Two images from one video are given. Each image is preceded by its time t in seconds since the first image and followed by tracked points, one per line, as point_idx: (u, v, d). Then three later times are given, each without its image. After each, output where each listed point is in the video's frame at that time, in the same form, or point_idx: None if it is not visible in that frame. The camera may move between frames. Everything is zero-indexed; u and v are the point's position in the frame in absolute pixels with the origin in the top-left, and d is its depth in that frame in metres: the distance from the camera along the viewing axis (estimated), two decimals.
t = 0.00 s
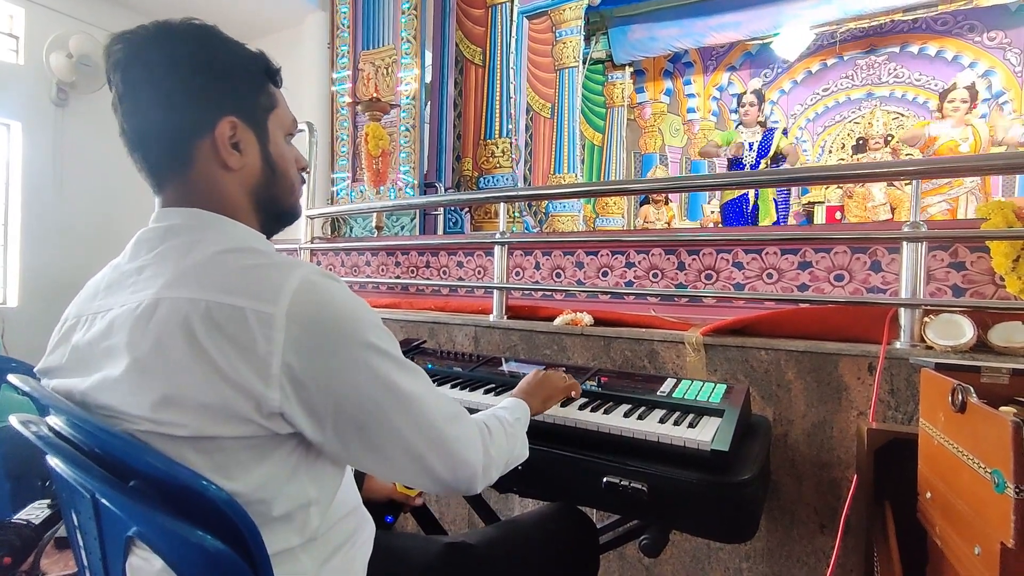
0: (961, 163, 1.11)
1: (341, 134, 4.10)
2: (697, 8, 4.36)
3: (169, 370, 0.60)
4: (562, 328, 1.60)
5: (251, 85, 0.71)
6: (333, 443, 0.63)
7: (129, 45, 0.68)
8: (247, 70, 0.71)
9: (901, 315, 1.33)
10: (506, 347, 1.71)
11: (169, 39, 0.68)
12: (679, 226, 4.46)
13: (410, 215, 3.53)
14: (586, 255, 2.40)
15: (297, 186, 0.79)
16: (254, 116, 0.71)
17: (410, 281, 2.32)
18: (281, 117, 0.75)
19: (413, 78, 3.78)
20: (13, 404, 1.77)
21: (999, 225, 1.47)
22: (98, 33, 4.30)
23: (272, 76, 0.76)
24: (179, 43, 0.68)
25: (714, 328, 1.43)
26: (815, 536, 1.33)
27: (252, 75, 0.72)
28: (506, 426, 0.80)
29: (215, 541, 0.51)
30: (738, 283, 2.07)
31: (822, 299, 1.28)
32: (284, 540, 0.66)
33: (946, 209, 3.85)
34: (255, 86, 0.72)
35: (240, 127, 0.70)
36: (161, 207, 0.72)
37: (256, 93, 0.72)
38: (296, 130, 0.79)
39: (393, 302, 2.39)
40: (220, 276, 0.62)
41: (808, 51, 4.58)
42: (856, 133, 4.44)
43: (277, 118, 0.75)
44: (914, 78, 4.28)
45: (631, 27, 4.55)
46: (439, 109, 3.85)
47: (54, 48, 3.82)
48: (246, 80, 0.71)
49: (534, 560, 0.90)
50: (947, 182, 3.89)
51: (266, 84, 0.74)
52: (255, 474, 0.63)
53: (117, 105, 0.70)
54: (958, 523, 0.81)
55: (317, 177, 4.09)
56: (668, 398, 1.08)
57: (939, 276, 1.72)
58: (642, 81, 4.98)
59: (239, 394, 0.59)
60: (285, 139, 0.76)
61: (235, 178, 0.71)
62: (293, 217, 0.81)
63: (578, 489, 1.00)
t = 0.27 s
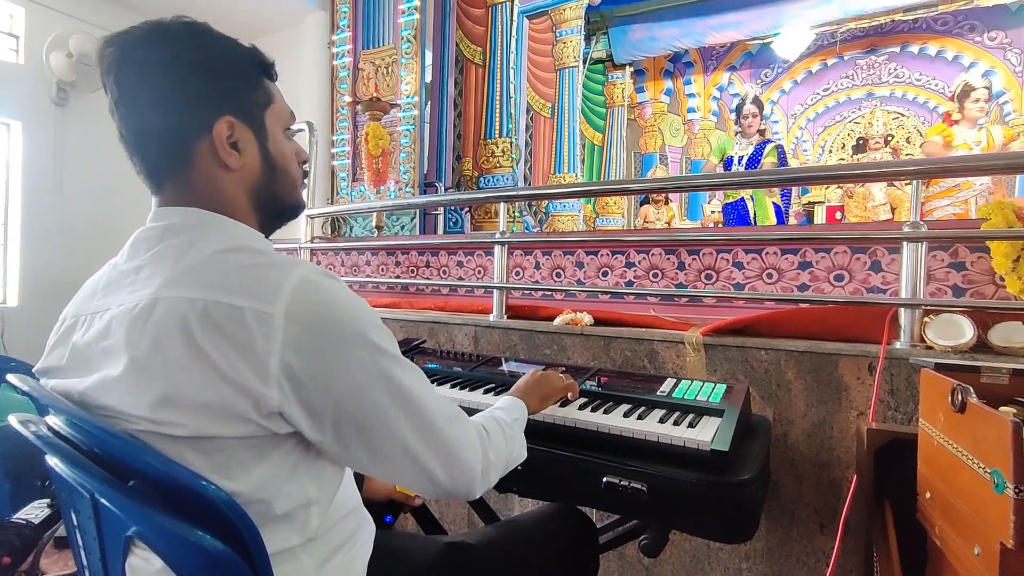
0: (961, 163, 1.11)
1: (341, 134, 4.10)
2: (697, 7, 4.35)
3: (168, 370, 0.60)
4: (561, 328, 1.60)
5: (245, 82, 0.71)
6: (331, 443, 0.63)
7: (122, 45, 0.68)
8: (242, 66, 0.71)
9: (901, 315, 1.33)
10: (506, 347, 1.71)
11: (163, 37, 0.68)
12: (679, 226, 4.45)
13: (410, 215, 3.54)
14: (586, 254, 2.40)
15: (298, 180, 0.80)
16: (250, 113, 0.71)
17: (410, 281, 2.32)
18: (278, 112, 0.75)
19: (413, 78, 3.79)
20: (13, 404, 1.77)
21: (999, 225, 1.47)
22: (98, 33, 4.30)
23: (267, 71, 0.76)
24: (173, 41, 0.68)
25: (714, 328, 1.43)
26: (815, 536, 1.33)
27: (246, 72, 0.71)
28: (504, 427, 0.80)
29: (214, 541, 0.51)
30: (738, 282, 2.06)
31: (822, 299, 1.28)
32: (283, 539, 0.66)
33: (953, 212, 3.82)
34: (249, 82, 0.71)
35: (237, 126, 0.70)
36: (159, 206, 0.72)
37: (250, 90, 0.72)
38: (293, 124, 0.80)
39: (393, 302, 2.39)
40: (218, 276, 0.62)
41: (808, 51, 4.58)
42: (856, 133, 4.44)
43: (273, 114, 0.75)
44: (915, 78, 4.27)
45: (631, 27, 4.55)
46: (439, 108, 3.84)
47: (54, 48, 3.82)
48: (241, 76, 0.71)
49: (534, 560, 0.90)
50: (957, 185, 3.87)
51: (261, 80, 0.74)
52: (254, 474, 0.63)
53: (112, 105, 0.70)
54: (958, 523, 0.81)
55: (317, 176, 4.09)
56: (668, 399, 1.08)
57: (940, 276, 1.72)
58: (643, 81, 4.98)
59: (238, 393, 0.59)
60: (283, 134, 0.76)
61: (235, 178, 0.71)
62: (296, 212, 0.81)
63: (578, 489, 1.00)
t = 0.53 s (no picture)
0: (961, 163, 1.11)
1: (341, 134, 4.10)
2: (697, 7, 4.36)
3: (161, 369, 0.60)
4: (561, 327, 1.60)
5: (236, 78, 0.71)
6: (324, 441, 0.63)
7: (114, 46, 0.68)
8: (231, 63, 0.71)
9: (901, 315, 1.33)
10: (506, 346, 1.71)
11: (157, 37, 0.68)
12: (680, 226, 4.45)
13: (410, 215, 3.54)
14: (586, 254, 2.40)
15: (298, 171, 0.80)
16: (241, 110, 0.71)
17: (410, 281, 2.32)
18: (269, 104, 0.75)
19: (413, 77, 3.78)
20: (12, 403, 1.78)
21: (998, 225, 1.47)
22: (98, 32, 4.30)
23: (253, 65, 0.76)
24: (164, 40, 0.68)
25: (714, 327, 1.43)
26: (815, 536, 1.33)
27: (236, 69, 0.71)
28: (503, 440, 0.80)
29: (215, 540, 0.51)
30: (738, 282, 2.07)
31: (821, 299, 1.28)
32: (282, 538, 0.66)
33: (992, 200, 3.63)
34: (240, 78, 0.71)
35: (230, 126, 0.70)
36: (157, 205, 0.72)
37: (242, 86, 0.71)
38: (285, 113, 0.80)
39: (393, 301, 2.39)
40: (211, 275, 0.62)
41: (808, 51, 4.58)
42: (856, 133, 4.45)
43: (265, 107, 0.75)
44: (915, 78, 4.27)
45: (631, 27, 4.55)
46: (439, 107, 3.84)
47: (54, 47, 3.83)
48: (231, 73, 0.70)
49: (533, 560, 0.91)
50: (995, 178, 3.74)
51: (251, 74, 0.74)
52: (253, 474, 0.63)
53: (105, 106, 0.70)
54: (958, 523, 0.81)
55: (317, 176, 4.09)
56: (667, 398, 1.08)
57: (940, 276, 1.72)
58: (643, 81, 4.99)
59: (231, 392, 0.59)
60: (277, 127, 0.76)
61: (234, 178, 0.72)
62: (300, 202, 0.82)
63: (578, 490, 1.00)
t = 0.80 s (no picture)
0: (961, 162, 1.11)
1: (342, 134, 4.10)
2: (697, 7, 4.36)
3: (152, 369, 0.60)
4: (561, 327, 1.60)
5: (235, 77, 0.71)
6: (317, 441, 0.63)
7: (106, 46, 0.68)
8: (235, 64, 0.71)
9: (901, 315, 1.33)
10: (506, 346, 1.71)
11: (150, 37, 0.68)
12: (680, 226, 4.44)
13: (411, 214, 3.54)
14: (586, 254, 2.40)
15: (293, 180, 0.80)
16: (238, 109, 0.71)
17: (410, 281, 2.32)
18: (270, 109, 0.75)
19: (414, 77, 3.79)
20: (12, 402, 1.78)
21: (999, 226, 1.47)
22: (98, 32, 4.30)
23: (258, 68, 0.76)
24: (160, 38, 0.68)
25: (714, 327, 1.43)
26: (815, 537, 1.33)
27: (236, 68, 0.71)
28: (504, 442, 0.79)
29: (212, 541, 0.51)
30: (738, 282, 2.07)
31: (821, 299, 1.28)
32: (281, 537, 0.66)
33: None
34: (239, 78, 0.71)
35: (225, 124, 0.70)
36: (151, 206, 0.72)
37: (241, 86, 0.71)
38: (287, 120, 0.80)
39: (393, 301, 2.39)
40: (203, 274, 0.62)
41: (808, 51, 4.58)
42: (856, 133, 4.46)
43: (265, 111, 0.75)
44: (916, 78, 4.27)
45: (632, 27, 4.55)
46: (440, 107, 3.84)
47: (55, 47, 3.83)
48: (230, 72, 0.70)
49: (533, 560, 0.91)
50: None
51: (252, 75, 0.74)
52: (252, 473, 0.63)
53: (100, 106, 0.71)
54: (959, 524, 0.81)
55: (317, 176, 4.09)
56: (667, 398, 1.08)
57: (940, 276, 1.72)
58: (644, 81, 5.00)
59: (223, 392, 0.59)
60: (275, 132, 0.76)
61: (226, 177, 0.72)
62: (290, 212, 0.82)
63: (578, 490, 1.00)
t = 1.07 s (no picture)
0: (962, 162, 1.11)
1: (342, 134, 4.10)
2: (697, 7, 4.36)
3: (157, 369, 0.60)
4: (562, 328, 1.60)
5: (232, 76, 0.71)
6: (322, 441, 0.64)
7: (103, 46, 0.68)
8: (228, 62, 0.71)
9: (902, 315, 1.33)
10: (506, 346, 1.71)
11: (146, 35, 0.68)
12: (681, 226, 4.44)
13: (411, 214, 3.55)
14: (587, 255, 2.40)
15: (292, 171, 0.80)
16: (236, 108, 0.71)
17: (411, 281, 2.32)
18: (266, 106, 0.75)
19: (414, 77, 3.79)
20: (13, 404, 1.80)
21: (999, 226, 1.47)
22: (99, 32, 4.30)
23: (251, 63, 0.75)
24: (158, 37, 0.68)
25: (715, 328, 1.43)
26: (815, 537, 1.33)
27: (233, 67, 0.71)
28: (508, 437, 0.80)
29: (215, 540, 0.51)
30: (739, 283, 2.07)
31: (822, 299, 1.28)
32: (282, 536, 0.66)
33: None
34: (234, 76, 0.71)
35: (224, 123, 0.70)
36: (153, 206, 0.72)
37: (238, 84, 0.71)
38: (282, 115, 0.80)
39: (393, 302, 2.39)
40: (206, 275, 0.62)
41: (808, 51, 4.58)
42: (856, 133, 4.46)
43: (262, 108, 0.75)
44: (916, 78, 4.27)
45: (632, 27, 4.56)
46: (440, 107, 3.85)
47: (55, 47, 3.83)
48: (227, 70, 0.70)
49: (533, 559, 0.91)
50: None
51: (247, 72, 0.74)
52: (254, 472, 0.63)
53: (99, 108, 0.70)
54: (959, 524, 0.81)
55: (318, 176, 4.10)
56: (668, 398, 1.08)
57: (940, 276, 1.72)
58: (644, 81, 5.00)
59: (227, 392, 0.59)
60: (272, 128, 0.76)
61: (226, 176, 0.72)
62: (290, 206, 0.82)
63: (579, 490, 1.00)
